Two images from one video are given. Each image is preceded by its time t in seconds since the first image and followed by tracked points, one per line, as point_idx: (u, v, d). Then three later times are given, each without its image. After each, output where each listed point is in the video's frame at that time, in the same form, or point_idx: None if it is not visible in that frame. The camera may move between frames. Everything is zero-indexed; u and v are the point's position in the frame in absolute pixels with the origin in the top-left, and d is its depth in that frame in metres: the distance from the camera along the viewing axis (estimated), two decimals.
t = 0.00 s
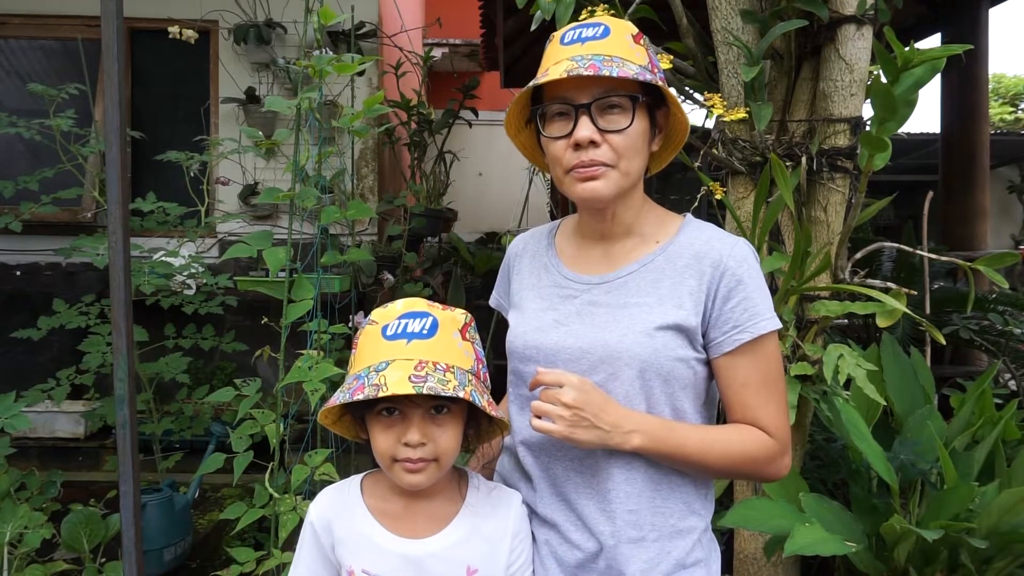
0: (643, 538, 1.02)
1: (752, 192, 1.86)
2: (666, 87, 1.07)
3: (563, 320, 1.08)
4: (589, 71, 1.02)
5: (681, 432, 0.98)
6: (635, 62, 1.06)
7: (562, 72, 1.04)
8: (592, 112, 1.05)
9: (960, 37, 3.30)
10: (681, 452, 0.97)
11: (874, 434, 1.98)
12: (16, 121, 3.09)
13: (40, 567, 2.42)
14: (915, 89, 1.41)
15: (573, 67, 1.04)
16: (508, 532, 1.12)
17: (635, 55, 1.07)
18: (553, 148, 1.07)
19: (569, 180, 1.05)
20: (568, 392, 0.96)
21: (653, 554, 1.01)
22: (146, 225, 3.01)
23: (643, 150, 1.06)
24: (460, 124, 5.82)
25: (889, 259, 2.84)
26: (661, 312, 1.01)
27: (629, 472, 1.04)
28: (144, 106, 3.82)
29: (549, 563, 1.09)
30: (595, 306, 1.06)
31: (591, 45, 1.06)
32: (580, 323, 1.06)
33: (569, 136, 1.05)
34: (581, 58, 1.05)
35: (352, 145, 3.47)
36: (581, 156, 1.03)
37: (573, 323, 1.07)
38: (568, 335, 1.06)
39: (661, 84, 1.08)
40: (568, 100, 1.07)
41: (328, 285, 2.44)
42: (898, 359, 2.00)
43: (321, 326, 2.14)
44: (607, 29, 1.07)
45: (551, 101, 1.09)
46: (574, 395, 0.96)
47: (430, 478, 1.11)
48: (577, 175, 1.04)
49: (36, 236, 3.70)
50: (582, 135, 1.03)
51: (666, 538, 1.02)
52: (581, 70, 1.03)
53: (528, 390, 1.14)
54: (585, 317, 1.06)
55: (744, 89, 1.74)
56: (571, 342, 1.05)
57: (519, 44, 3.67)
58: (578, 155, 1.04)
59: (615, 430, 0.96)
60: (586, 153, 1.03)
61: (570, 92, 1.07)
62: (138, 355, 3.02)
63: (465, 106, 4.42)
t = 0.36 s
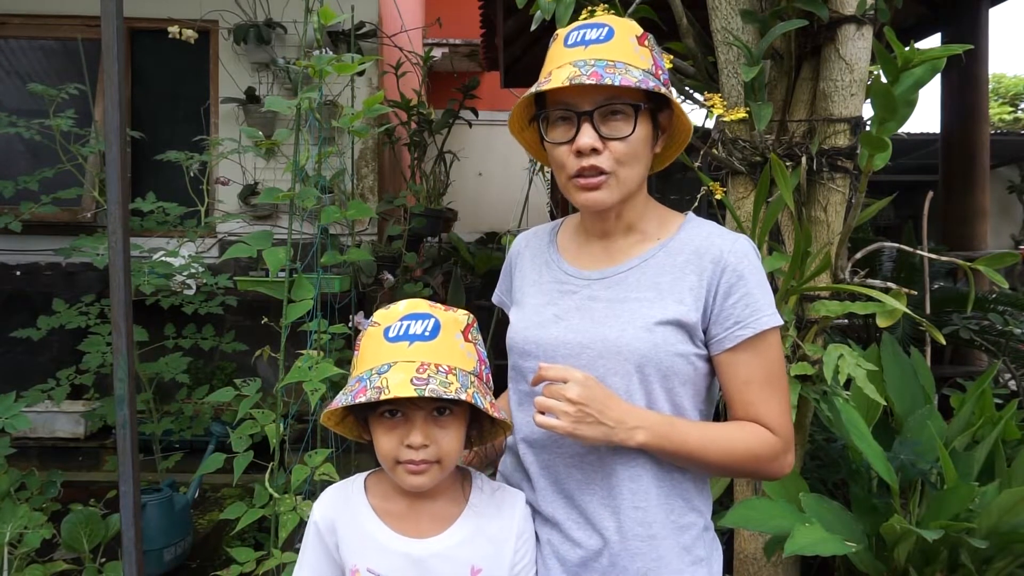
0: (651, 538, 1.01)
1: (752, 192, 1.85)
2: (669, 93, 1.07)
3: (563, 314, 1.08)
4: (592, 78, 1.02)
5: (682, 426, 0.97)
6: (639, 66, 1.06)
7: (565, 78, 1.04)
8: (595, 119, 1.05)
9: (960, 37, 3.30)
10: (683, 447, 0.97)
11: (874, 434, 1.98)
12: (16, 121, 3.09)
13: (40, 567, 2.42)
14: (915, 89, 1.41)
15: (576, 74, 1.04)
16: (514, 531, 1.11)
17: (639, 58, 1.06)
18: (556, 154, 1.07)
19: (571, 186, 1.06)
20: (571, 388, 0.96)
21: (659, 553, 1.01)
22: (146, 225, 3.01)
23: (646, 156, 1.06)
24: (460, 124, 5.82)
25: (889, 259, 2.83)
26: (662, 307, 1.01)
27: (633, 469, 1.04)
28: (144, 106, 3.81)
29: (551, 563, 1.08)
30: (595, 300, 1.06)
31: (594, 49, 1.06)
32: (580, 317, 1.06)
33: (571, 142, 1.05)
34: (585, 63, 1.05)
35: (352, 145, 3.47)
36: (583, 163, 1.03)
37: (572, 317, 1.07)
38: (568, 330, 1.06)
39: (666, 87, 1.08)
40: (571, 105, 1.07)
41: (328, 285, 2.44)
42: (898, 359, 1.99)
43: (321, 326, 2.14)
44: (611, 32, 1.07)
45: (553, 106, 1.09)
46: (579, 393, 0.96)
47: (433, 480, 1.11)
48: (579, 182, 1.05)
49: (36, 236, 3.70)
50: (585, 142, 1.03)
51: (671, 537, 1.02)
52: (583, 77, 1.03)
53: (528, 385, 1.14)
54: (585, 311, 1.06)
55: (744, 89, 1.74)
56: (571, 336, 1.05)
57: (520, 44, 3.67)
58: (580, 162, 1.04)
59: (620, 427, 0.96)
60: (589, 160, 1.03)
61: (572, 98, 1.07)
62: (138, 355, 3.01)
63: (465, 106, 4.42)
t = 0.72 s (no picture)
0: (651, 537, 1.01)
1: (752, 192, 1.85)
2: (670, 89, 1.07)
3: (564, 314, 1.08)
4: (592, 76, 1.02)
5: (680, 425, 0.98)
6: (638, 64, 1.06)
7: (565, 78, 1.04)
8: (596, 117, 1.05)
9: (960, 37, 3.30)
10: (682, 446, 0.97)
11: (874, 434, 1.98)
12: (16, 121, 3.09)
13: (40, 566, 2.42)
14: (915, 89, 1.41)
15: (576, 73, 1.04)
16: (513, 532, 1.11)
17: (639, 57, 1.06)
18: (558, 154, 1.07)
19: (574, 186, 1.06)
20: (572, 387, 0.96)
21: (659, 552, 1.01)
22: (146, 225, 3.01)
23: (648, 153, 1.06)
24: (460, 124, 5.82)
25: (889, 259, 2.83)
26: (662, 308, 1.01)
27: (633, 469, 1.04)
28: (144, 105, 3.81)
29: (550, 563, 1.08)
30: (596, 300, 1.06)
31: (594, 48, 1.06)
32: (580, 317, 1.06)
33: (573, 141, 1.05)
34: (585, 62, 1.05)
35: (352, 145, 3.47)
36: (585, 162, 1.03)
37: (573, 317, 1.07)
38: (568, 330, 1.06)
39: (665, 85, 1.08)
40: (572, 105, 1.07)
41: (327, 285, 2.44)
42: (898, 359, 1.99)
43: (321, 326, 2.14)
44: (610, 31, 1.07)
45: (554, 106, 1.08)
46: (578, 394, 0.96)
47: (433, 481, 1.11)
48: (582, 181, 1.05)
49: (36, 236, 3.70)
50: (587, 141, 1.02)
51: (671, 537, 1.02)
52: (583, 76, 1.03)
53: (528, 384, 1.14)
54: (586, 311, 1.06)
55: (744, 89, 1.74)
56: (571, 336, 1.05)
57: (520, 44, 3.67)
58: (582, 161, 1.04)
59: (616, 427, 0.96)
60: (592, 159, 1.03)
61: (573, 97, 1.07)
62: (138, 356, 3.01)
63: (465, 106, 4.42)
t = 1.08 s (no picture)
0: (649, 535, 1.02)
1: (752, 192, 1.85)
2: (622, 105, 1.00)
3: (563, 310, 1.08)
4: (544, 97, 1.03)
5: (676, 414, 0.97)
6: (604, 74, 1.03)
7: (526, 98, 1.07)
8: (558, 132, 1.04)
9: (960, 37, 3.30)
10: (675, 432, 0.96)
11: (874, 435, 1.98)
12: (16, 121, 3.09)
13: (40, 566, 2.42)
14: (915, 89, 1.41)
15: (535, 92, 1.06)
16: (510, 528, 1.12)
17: (607, 66, 1.04)
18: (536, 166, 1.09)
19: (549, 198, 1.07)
20: (568, 364, 0.94)
21: (655, 549, 1.01)
22: (146, 225, 3.01)
23: (619, 161, 1.04)
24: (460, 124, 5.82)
25: (889, 259, 2.83)
26: (659, 306, 1.01)
27: (630, 466, 1.03)
28: (144, 106, 3.81)
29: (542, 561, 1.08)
30: (594, 297, 1.07)
31: (564, 61, 1.07)
32: (579, 313, 1.07)
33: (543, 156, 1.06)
34: (549, 80, 1.07)
35: (352, 145, 3.47)
36: (550, 177, 1.05)
37: (571, 313, 1.07)
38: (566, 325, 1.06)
39: (638, 91, 1.03)
40: (544, 120, 1.07)
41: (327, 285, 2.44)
42: (898, 359, 1.99)
43: (321, 326, 2.14)
44: (584, 42, 1.08)
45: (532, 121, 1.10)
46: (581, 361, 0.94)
47: (436, 477, 1.11)
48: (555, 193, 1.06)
49: (36, 236, 3.70)
50: (550, 157, 1.03)
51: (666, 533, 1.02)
52: (539, 96, 1.04)
53: (525, 378, 1.13)
54: (585, 308, 1.07)
55: (744, 88, 1.74)
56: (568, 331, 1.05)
57: (520, 44, 3.67)
58: (551, 174, 1.05)
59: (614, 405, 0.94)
60: (555, 174, 1.04)
61: (543, 114, 1.07)
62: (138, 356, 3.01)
63: (465, 106, 4.42)
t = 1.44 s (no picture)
0: (642, 534, 1.01)
1: (752, 192, 1.85)
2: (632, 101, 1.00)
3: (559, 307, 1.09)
4: (554, 93, 1.03)
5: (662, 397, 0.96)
6: (612, 72, 1.04)
7: (534, 94, 1.06)
8: (566, 129, 1.04)
9: (960, 37, 3.30)
10: (664, 413, 0.95)
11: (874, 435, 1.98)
12: (16, 121, 3.09)
13: (40, 566, 2.42)
14: (915, 89, 1.41)
15: (544, 88, 1.06)
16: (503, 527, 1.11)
17: (614, 64, 1.04)
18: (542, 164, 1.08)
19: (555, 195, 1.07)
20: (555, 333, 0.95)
21: (646, 548, 1.01)
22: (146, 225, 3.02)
23: (625, 158, 1.03)
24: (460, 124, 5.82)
25: (889, 259, 2.83)
26: (657, 307, 1.02)
27: (625, 465, 1.03)
28: (145, 106, 3.81)
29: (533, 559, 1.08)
30: (591, 296, 1.07)
31: (571, 60, 1.07)
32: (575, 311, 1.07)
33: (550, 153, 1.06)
34: (556, 76, 1.07)
35: (352, 145, 3.47)
36: (558, 174, 1.04)
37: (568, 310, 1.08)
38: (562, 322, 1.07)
39: (646, 90, 1.04)
40: (551, 117, 1.07)
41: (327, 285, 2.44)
42: (898, 359, 1.99)
43: (321, 326, 2.14)
44: (591, 41, 1.08)
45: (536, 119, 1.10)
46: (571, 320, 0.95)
47: (437, 474, 1.11)
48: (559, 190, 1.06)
49: (36, 236, 3.70)
50: (556, 154, 1.03)
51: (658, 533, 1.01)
52: (548, 92, 1.04)
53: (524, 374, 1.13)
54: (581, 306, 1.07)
55: (744, 88, 1.74)
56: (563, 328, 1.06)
57: (520, 44, 3.67)
58: (555, 171, 1.05)
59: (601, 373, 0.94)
60: (562, 171, 1.04)
61: (551, 111, 1.07)
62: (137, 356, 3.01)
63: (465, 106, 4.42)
